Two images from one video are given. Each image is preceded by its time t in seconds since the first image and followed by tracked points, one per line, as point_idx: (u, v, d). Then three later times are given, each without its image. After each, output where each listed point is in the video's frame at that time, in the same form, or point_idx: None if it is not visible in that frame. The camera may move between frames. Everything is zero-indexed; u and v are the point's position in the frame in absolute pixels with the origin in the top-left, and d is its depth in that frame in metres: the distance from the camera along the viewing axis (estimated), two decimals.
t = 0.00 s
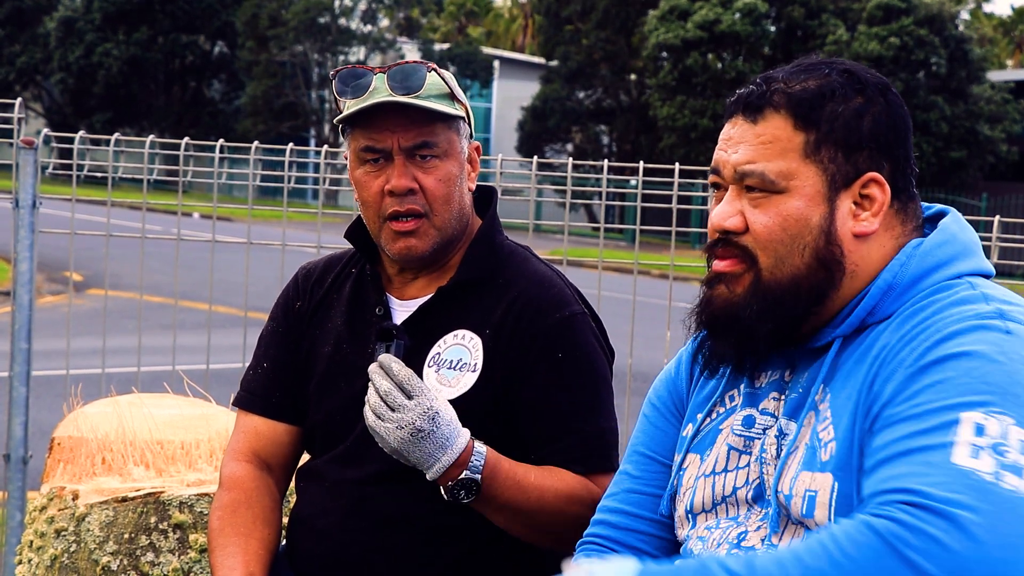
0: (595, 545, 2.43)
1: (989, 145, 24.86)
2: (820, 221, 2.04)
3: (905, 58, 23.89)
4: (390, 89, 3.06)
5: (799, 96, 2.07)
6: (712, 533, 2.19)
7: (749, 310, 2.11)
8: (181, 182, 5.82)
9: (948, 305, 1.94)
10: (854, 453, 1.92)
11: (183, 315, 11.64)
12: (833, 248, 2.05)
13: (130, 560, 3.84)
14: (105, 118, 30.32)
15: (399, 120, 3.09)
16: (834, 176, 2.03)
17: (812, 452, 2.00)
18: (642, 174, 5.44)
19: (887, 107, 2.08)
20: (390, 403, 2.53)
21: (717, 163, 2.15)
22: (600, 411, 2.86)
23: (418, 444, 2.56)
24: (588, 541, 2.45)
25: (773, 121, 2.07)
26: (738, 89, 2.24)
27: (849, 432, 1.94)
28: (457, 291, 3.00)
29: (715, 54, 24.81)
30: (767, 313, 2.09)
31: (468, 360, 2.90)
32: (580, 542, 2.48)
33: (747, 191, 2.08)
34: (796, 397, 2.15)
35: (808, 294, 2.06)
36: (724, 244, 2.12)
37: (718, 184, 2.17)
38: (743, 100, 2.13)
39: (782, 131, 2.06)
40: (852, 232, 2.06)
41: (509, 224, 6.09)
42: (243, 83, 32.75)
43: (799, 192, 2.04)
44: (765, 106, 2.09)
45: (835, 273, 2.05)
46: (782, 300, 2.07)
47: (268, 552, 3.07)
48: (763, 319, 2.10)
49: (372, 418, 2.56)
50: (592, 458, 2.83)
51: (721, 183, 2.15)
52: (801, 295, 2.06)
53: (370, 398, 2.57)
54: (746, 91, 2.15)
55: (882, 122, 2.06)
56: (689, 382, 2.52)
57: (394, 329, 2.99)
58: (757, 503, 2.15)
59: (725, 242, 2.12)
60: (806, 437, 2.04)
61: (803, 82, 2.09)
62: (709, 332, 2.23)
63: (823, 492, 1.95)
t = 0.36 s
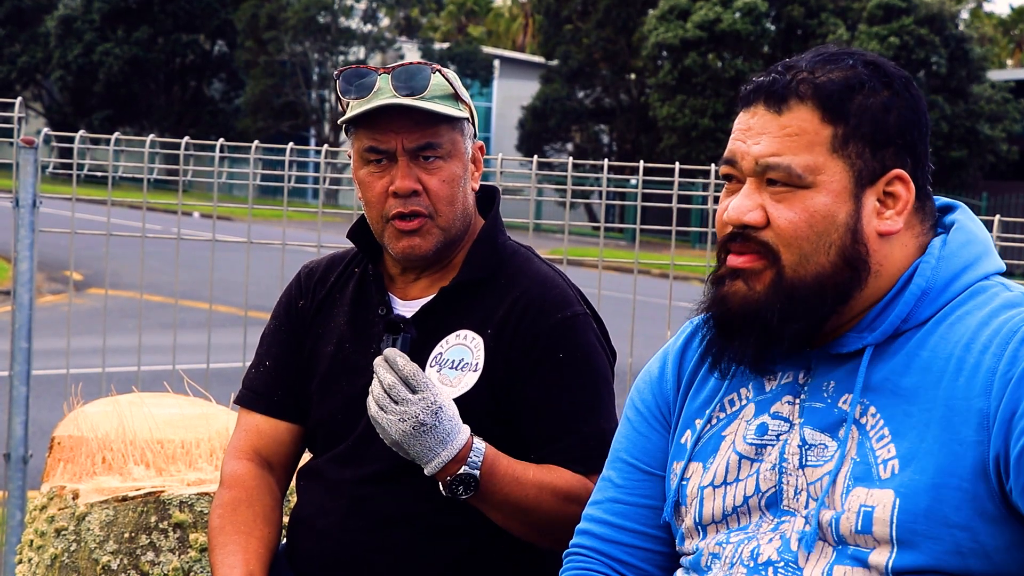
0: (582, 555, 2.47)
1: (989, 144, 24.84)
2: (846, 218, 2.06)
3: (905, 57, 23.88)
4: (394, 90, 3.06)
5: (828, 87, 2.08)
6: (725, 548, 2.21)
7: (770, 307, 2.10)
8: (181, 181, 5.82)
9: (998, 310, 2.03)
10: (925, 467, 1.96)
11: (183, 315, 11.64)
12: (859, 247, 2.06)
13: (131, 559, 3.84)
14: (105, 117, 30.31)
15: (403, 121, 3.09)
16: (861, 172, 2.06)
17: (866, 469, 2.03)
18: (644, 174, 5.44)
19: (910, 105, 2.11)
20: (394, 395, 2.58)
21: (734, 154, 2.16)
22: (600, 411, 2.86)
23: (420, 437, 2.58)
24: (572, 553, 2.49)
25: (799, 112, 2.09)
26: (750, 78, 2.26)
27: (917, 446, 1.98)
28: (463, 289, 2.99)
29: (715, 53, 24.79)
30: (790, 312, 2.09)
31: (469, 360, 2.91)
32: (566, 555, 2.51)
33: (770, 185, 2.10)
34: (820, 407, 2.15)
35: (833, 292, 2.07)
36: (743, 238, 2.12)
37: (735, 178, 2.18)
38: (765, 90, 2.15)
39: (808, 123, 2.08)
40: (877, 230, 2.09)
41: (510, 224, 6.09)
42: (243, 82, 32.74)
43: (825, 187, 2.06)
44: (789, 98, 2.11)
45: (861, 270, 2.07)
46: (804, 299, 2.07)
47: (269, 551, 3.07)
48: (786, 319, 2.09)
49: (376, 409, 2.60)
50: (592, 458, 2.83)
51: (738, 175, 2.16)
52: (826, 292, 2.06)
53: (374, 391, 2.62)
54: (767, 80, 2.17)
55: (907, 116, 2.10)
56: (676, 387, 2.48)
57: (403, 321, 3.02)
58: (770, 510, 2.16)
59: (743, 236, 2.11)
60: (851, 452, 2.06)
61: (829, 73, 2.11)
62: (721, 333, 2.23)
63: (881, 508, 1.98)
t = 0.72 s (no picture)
0: (577, 562, 2.48)
1: (989, 144, 24.83)
2: (857, 224, 2.05)
3: (905, 57, 23.88)
4: (397, 91, 3.06)
5: (838, 89, 2.07)
6: (723, 561, 2.21)
7: (779, 315, 2.10)
8: (181, 181, 5.82)
9: (1001, 317, 2.02)
10: (924, 481, 1.97)
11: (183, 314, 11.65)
12: (870, 254, 2.06)
13: (131, 558, 3.84)
14: (105, 116, 30.30)
15: (406, 121, 3.09)
16: (872, 177, 2.06)
17: (865, 479, 2.04)
18: (644, 173, 5.44)
19: (919, 108, 2.11)
20: (392, 389, 2.56)
21: (741, 156, 2.15)
22: (603, 412, 2.86)
23: (421, 429, 2.58)
24: (569, 558, 2.51)
25: (810, 115, 2.08)
26: (755, 77, 2.25)
27: (913, 458, 2.00)
28: (468, 288, 2.99)
29: (715, 53, 24.77)
30: (799, 319, 2.08)
31: (473, 360, 2.90)
32: (562, 559, 2.53)
33: (779, 190, 2.08)
34: (822, 416, 2.15)
35: (843, 299, 2.06)
36: (750, 244, 2.11)
37: (741, 181, 2.17)
38: (774, 91, 2.14)
39: (819, 126, 2.07)
40: (886, 236, 2.09)
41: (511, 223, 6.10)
42: (242, 82, 32.73)
43: (836, 193, 2.05)
44: (800, 100, 2.10)
45: (870, 277, 2.06)
46: (814, 306, 2.07)
47: (270, 550, 3.07)
48: (796, 326, 2.09)
49: (372, 407, 2.57)
50: (592, 458, 2.83)
51: (744, 178, 2.16)
52: (836, 299, 2.06)
53: (369, 389, 2.60)
54: (776, 80, 2.16)
55: (917, 119, 2.11)
56: (672, 392, 2.47)
57: (391, 325, 3.01)
58: (770, 522, 2.16)
59: (750, 242, 2.11)
60: (851, 462, 2.07)
61: (840, 74, 2.10)
62: (725, 338, 2.23)
63: (882, 522, 1.99)
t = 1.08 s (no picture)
0: (572, 564, 2.49)
1: (990, 143, 24.82)
2: (857, 227, 2.05)
3: (905, 56, 23.87)
4: (390, 87, 3.08)
5: (833, 93, 2.07)
6: (717, 563, 2.21)
7: (781, 319, 2.09)
8: (180, 180, 5.82)
9: (991, 320, 2.02)
10: (913, 483, 1.98)
11: (184, 314, 11.64)
12: (869, 256, 2.06)
13: (131, 558, 3.84)
14: (105, 115, 30.31)
15: (395, 117, 3.10)
16: (869, 179, 2.06)
17: (855, 482, 2.04)
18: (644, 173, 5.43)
19: (911, 110, 2.12)
20: (388, 390, 2.55)
21: (738, 161, 2.15)
22: (603, 412, 2.86)
23: (418, 429, 2.58)
24: (564, 560, 2.52)
25: (806, 119, 2.08)
26: (748, 81, 2.24)
27: (903, 460, 2.00)
28: (467, 288, 2.99)
29: (716, 52, 24.76)
30: (800, 323, 2.08)
31: (473, 359, 2.90)
32: (558, 561, 2.54)
33: (778, 194, 2.08)
34: (815, 420, 2.15)
35: (843, 303, 2.06)
36: (750, 249, 2.10)
37: (738, 186, 2.16)
38: (770, 97, 2.13)
39: (817, 130, 2.07)
40: (883, 238, 2.09)
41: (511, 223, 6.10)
42: (242, 81, 32.72)
43: (835, 196, 2.05)
44: (794, 104, 2.09)
45: (870, 279, 2.06)
46: (816, 310, 2.06)
47: (270, 550, 3.07)
48: (798, 331, 2.08)
49: (369, 409, 2.56)
50: (592, 458, 2.84)
51: (742, 184, 2.15)
52: (837, 304, 2.06)
53: (363, 392, 2.58)
54: (769, 85, 2.15)
55: (909, 121, 2.11)
56: (666, 397, 2.46)
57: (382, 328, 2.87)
58: (766, 526, 2.17)
59: (750, 247, 2.10)
60: (842, 465, 2.07)
61: (833, 77, 2.10)
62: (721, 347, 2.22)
63: (873, 524, 1.99)
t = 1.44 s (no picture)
0: (578, 563, 2.49)
1: (990, 143, 24.80)
2: (866, 224, 2.05)
3: (906, 56, 23.85)
4: (373, 90, 3.09)
5: (841, 91, 2.07)
6: (727, 560, 2.22)
7: (791, 318, 2.09)
8: (181, 180, 5.82)
9: (1003, 320, 2.02)
10: (926, 480, 1.97)
11: (184, 313, 11.65)
12: (879, 253, 2.06)
13: (131, 557, 3.84)
14: (105, 114, 30.32)
15: (377, 118, 3.10)
16: (878, 177, 2.06)
17: (867, 479, 2.03)
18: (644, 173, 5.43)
19: (919, 108, 2.12)
20: (383, 398, 2.56)
21: (745, 161, 2.15)
22: (602, 409, 2.86)
23: (416, 434, 2.58)
24: (569, 560, 2.51)
25: (814, 118, 2.08)
26: (755, 82, 2.24)
27: (916, 457, 1.99)
28: (467, 286, 2.99)
29: (716, 52, 24.74)
30: (810, 321, 2.08)
31: (472, 357, 2.90)
32: (563, 561, 2.53)
33: (787, 192, 2.08)
34: (826, 419, 2.15)
35: (853, 300, 2.06)
36: (761, 248, 2.10)
37: (746, 186, 2.16)
38: (778, 96, 2.13)
39: (825, 129, 2.07)
40: (893, 235, 2.09)
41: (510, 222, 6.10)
42: (242, 81, 32.71)
43: (844, 193, 2.05)
44: (802, 103, 2.09)
45: (880, 276, 2.06)
46: (827, 308, 2.06)
47: (270, 550, 3.07)
48: (808, 328, 2.08)
49: (365, 418, 2.57)
50: (592, 457, 2.84)
51: (749, 183, 2.15)
52: (847, 301, 2.06)
53: (358, 403, 2.59)
54: (778, 84, 2.15)
55: (918, 118, 2.11)
56: (675, 398, 2.47)
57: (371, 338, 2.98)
58: (776, 524, 2.17)
59: (760, 246, 2.10)
60: (854, 463, 2.07)
61: (841, 76, 2.10)
62: (730, 346, 2.22)
63: (885, 521, 1.99)
